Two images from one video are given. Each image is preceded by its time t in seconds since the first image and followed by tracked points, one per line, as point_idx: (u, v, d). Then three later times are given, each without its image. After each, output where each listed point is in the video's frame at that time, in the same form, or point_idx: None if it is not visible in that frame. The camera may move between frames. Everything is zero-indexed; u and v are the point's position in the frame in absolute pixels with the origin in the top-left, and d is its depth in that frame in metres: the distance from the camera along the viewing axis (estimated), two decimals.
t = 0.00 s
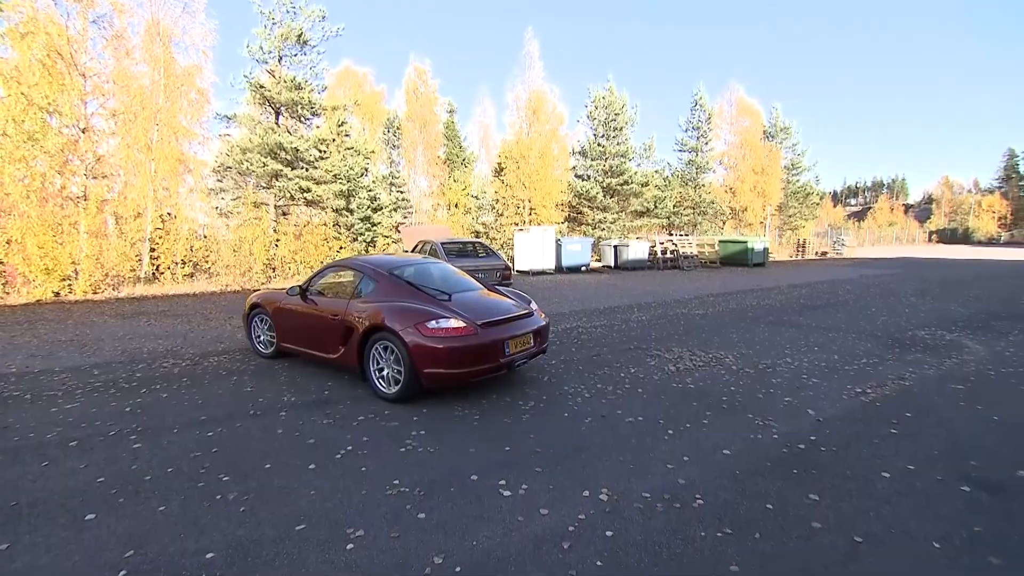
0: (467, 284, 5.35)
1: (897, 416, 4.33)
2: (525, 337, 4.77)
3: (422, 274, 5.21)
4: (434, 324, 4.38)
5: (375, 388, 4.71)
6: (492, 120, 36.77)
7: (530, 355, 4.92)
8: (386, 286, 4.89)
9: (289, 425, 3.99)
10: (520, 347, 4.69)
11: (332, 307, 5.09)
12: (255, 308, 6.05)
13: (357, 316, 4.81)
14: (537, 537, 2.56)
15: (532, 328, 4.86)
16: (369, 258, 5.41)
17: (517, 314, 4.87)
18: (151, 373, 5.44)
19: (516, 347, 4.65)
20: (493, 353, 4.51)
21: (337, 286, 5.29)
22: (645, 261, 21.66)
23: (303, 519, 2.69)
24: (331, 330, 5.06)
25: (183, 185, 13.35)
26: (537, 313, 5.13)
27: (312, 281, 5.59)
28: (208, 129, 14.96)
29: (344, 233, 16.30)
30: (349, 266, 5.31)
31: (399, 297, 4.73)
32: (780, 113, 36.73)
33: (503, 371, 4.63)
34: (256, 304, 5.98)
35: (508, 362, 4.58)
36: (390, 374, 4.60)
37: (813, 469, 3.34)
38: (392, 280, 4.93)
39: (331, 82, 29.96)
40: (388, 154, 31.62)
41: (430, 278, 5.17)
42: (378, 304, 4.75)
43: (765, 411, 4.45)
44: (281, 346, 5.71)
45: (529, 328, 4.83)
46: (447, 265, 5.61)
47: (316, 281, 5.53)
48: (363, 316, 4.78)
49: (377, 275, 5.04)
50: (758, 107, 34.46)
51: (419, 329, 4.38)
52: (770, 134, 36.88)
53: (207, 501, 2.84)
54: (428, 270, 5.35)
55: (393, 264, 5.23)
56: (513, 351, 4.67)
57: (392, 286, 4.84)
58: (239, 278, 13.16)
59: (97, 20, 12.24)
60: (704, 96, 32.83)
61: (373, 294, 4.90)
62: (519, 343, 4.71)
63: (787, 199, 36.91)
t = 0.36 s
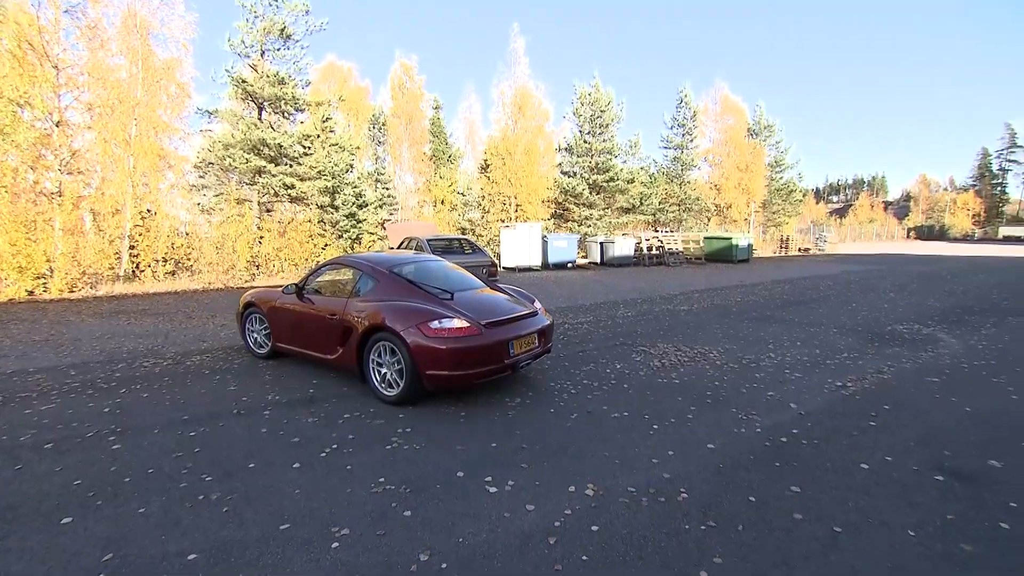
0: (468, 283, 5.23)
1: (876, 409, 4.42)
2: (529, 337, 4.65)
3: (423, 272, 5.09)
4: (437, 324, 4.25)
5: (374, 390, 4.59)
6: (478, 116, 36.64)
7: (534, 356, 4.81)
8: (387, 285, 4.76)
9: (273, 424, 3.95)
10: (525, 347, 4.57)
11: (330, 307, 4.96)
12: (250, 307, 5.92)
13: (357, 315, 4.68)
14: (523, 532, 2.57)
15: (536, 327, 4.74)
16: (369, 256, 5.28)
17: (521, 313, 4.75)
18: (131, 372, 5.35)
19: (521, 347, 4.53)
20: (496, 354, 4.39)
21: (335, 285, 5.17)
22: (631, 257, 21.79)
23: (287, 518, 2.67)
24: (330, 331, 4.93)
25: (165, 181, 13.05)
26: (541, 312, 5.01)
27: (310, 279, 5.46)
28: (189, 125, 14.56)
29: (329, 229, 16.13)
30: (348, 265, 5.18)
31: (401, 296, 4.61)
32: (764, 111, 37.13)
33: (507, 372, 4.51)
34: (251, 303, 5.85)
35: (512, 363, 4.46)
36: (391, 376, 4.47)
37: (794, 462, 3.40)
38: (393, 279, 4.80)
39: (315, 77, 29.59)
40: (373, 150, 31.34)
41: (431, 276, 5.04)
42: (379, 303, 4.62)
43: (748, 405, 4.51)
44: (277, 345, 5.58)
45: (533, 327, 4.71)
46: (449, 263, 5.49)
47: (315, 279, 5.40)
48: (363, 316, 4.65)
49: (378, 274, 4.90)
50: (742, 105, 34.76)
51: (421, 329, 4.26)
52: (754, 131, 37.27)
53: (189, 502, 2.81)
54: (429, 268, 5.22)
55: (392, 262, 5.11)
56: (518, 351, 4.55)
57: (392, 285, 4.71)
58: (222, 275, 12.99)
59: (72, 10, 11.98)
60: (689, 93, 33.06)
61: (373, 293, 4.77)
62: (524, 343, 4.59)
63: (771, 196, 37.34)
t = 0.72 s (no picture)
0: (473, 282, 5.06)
1: (857, 403, 4.49)
2: (537, 338, 4.50)
3: (426, 271, 4.92)
4: (443, 325, 4.10)
5: (376, 393, 4.45)
6: (465, 114, 36.46)
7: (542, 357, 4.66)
8: (390, 284, 4.59)
9: (258, 423, 3.91)
10: (533, 349, 4.43)
11: (330, 307, 4.79)
12: (247, 306, 5.75)
13: (360, 316, 4.51)
14: (510, 529, 2.58)
15: (544, 328, 4.59)
16: (370, 254, 5.11)
17: (528, 313, 4.60)
18: (111, 373, 5.26)
19: (529, 348, 4.39)
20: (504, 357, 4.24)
21: (335, 284, 4.99)
22: (618, 255, 21.89)
23: (273, 518, 2.64)
24: (331, 332, 4.77)
25: (146, 178, 12.73)
26: (549, 312, 4.86)
27: (309, 278, 5.28)
28: (170, 121, 14.36)
29: (315, 228, 15.93)
30: (348, 263, 5.00)
31: (404, 296, 4.44)
32: (749, 109, 37.51)
33: (514, 375, 4.37)
34: (248, 302, 5.68)
35: (520, 365, 4.31)
36: (394, 379, 4.32)
37: (778, 456, 3.44)
38: (396, 278, 4.63)
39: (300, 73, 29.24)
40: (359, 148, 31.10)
41: (434, 275, 4.88)
42: (381, 303, 4.46)
43: (733, 401, 4.56)
44: (275, 346, 5.42)
45: (541, 328, 4.56)
46: (452, 262, 5.33)
47: (314, 278, 5.23)
48: (365, 317, 4.49)
49: (380, 273, 4.74)
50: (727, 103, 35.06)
51: (426, 331, 4.09)
52: (740, 130, 37.66)
53: (172, 504, 2.77)
54: (432, 267, 5.06)
55: (394, 260, 4.94)
56: (526, 353, 4.40)
57: (395, 284, 4.55)
58: (206, 274, 12.80)
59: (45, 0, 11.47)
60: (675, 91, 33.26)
61: (375, 292, 4.60)
62: (531, 345, 4.44)
63: (756, 194, 37.75)
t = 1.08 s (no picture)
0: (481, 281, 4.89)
1: (841, 398, 4.56)
2: (549, 340, 4.34)
3: (433, 269, 4.74)
4: (452, 327, 3.91)
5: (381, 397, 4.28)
6: (453, 111, 36.30)
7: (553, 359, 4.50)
8: (396, 283, 4.41)
9: (244, 423, 3.87)
10: (545, 351, 4.26)
11: (333, 307, 4.60)
12: (246, 306, 5.58)
13: (364, 316, 4.32)
14: (498, 527, 2.58)
15: (556, 329, 4.43)
16: (375, 252, 4.93)
17: (539, 314, 4.43)
18: (92, 373, 5.18)
19: (540, 351, 4.22)
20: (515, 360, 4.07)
21: (338, 283, 4.81)
22: (606, 252, 21.98)
23: (259, 518, 2.62)
24: (333, 333, 4.58)
25: (127, 174, 12.51)
26: (560, 313, 4.71)
27: (311, 276, 5.09)
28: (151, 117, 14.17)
29: (301, 226, 15.75)
30: (352, 262, 4.82)
31: (411, 296, 4.26)
32: (736, 107, 37.84)
33: (526, 378, 4.21)
34: (247, 302, 5.50)
35: (532, 368, 4.15)
36: (400, 382, 4.15)
37: (764, 451, 3.48)
38: (402, 277, 4.45)
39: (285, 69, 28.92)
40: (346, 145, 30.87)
41: (442, 274, 4.72)
42: (387, 303, 4.27)
43: (720, 396, 4.61)
44: (275, 347, 5.24)
45: (552, 329, 4.40)
46: (459, 260, 5.16)
47: (316, 277, 5.04)
48: (370, 317, 4.30)
49: (385, 271, 4.55)
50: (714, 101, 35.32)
51: (435, 332, 3.92)
52: (727, 127, 37.98)
53: (155, 505, 2.73)
54: (439, 265, 4.88)
55: (400, 258, 4.75)
56: (537, 355, 4.25)
57: (402, 284, 4.36)
58: (190, 272, 12.63)
59: None
60: (663, 89, 33.42)
61: (381, 292, 4.41)
62: (543, 347, 4.28)
63: (743, 191, 38.10)
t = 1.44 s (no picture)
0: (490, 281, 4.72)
1: (822, 392, 4.64)
2: (563, 342, 4.16)
3: (441, 269, 4.58)
4: (464, 329, 3.73)
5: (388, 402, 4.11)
6: (439, 108, 36.06)
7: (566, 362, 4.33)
8: (403, 284, 4.24)
9: (227, 423, 3.82)
10: (560, 354, 4.10)
11: (337, 307, 4.42)
12: (245, 306, 5.43)
13: (371, 317, 4.14)
14: (484, 524, 2.58)
15: (570, 331, 4.27)
16: (381, 251, 4.76)
17: (552, 315, 4.26)
18: (69, 374, 5.07)
19: (555, 353, 4.05)
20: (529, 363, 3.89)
21: (343, 283, 4.63)
22: (592, 249, 22.07)
23: (243, 519, 2.59)
24: (338, 335, 4.40)
25: (105, 171, 12.24)
26: (573, 314, 4.53)
27: (315, 275, 4.92)
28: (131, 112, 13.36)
29: (285, 224, 15.57)
30: (357, 261, 4.66)
31: (419, 296, 4.09)
32: (720, 105, 38.26)
33: (540, 381, 4.03)
34: (247, 302, 5.35)
35: (547, 371, 3.98)
36: (409, 387, 3.97)
37: (747, 445, 3.53)
38: (410, 277, 4.27)
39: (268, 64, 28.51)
40: (331, 142, 30.57)
41: (449, 274, 4.56)
42: (395, 303, 4.09)
43: (705, 392, 4.65)
44: (275, 349, 5.09)
45: (566, 331, 4.23)
46: (468, 259, 4.99)
47: (320, 276, 4.86)
48: (376, 318, 4.11)
49: (392, 271, 4.38)
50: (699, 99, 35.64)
51: (445, 334, 3.73)
52: (711, 125, 38.41)
53: (136, 508, 2.69)
54: (447, 265, 4.71)
55: (407, 257, 4.58)
56: (551, 358, 4.07)
57: (410, 284, 4.18)
58: (171, 270, 12.41)
59: None
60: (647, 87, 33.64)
61: (387, 292, 4.24)
62: (557, 349, 4.10)
63: (727, 189, 38.57)
